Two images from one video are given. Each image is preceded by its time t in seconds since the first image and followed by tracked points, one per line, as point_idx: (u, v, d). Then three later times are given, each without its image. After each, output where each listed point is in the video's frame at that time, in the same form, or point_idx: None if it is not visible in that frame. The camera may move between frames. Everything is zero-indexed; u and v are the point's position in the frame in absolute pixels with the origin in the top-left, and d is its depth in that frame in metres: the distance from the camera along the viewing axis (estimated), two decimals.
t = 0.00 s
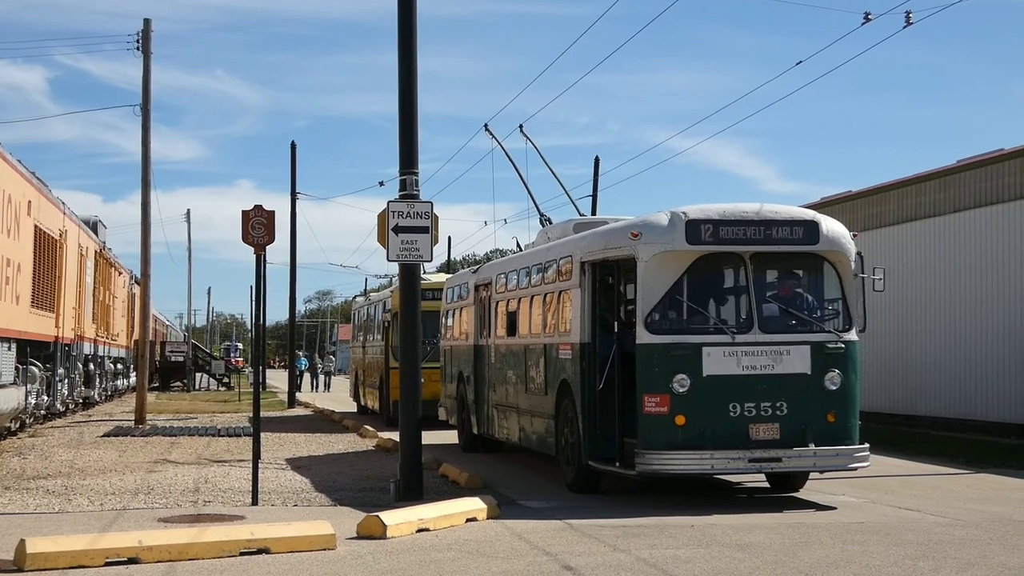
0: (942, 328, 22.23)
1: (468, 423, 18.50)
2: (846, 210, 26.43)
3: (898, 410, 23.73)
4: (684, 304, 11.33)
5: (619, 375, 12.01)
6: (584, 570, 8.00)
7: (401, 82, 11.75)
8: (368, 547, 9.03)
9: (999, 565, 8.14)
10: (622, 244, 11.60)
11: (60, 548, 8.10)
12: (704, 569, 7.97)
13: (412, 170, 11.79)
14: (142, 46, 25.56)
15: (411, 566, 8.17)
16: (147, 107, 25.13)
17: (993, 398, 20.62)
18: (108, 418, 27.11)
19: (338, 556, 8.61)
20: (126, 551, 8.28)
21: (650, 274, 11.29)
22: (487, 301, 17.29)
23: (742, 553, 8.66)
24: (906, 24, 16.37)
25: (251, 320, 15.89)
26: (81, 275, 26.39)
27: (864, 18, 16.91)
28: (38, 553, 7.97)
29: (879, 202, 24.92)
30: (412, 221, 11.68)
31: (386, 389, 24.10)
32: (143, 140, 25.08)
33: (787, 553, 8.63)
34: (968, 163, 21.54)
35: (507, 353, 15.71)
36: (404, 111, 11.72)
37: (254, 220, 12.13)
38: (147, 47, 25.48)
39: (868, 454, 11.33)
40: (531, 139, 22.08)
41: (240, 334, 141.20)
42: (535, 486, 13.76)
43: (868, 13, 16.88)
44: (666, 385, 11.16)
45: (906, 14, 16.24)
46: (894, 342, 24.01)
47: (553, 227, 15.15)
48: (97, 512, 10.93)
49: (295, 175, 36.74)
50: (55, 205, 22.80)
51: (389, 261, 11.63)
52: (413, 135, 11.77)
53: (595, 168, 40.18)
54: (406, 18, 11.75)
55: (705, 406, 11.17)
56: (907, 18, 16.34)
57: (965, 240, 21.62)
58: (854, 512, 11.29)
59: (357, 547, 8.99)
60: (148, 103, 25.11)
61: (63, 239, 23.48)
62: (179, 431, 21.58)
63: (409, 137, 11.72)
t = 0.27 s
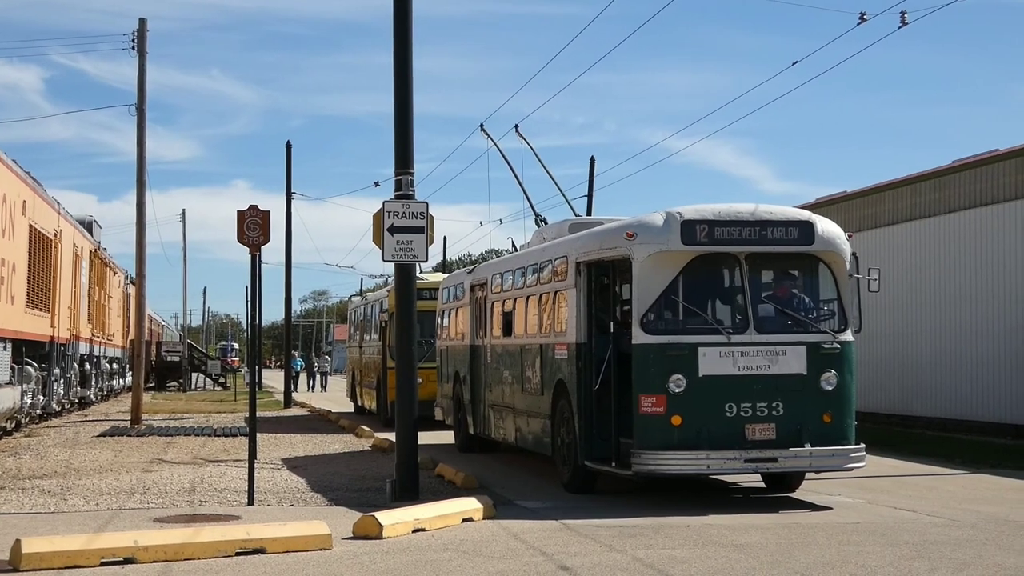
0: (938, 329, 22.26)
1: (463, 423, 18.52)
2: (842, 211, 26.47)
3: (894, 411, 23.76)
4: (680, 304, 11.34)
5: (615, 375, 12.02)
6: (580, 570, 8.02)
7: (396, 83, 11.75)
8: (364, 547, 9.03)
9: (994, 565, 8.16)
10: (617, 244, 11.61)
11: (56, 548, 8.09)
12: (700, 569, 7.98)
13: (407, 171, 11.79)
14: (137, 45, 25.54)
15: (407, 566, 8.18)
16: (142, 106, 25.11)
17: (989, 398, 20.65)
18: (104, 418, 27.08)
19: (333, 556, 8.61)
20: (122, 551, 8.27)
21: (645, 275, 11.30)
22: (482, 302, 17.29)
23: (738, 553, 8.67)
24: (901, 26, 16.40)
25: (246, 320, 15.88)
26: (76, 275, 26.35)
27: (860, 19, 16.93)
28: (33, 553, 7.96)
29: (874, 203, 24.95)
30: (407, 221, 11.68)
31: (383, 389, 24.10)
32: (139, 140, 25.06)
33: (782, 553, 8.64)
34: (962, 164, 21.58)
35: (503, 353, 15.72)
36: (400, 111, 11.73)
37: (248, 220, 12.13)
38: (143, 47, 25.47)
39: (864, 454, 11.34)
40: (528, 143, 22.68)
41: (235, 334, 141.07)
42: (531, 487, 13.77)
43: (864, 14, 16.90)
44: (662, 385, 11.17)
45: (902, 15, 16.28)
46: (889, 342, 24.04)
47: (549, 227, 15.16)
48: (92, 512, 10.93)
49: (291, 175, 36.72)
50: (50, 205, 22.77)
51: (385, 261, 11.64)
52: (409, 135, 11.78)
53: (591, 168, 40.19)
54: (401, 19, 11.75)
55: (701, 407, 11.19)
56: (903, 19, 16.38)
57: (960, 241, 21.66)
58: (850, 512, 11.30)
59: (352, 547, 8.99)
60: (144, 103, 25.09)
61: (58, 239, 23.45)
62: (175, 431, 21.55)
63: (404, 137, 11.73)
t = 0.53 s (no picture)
0: (924, 330, 22.33)
1: (450, 422, 18.52)
2: (829, 212, 26.56)
3: (880, 411, 23.83)
4: (667, 304, 11.36)
5: (602, 375, 12.04)
6: (566, 569, 8.02)
7: (385, 82, 11.74)
8: (350, 546, 9.01)
9: (978, 564, 8.20)
10: (605, 244, 11.62)
11: (40, 547, 8.06)
12: (686, 569, 7.99)
13: (395, 169, 11.77)
14: (124, 42, 25.45)
15: (392, 565, 8.17)
16: (130, 104, 25.02)
17: (975, 399, 20.73)
18: (89, 417, 26.96)
19: (319, 555, 8.60)
20: (107, 549, 8.24)
21: (633, 275, 11.32)
22: (469, 301, 17.28)
23: (723, 552, 8.69)
24: (889, 27, 16.44)
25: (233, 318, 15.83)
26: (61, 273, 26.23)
27: (848, 19, 16.96)
28: (18, 551, 7.93)
29: (861, 203, 25.02)
30: (395, 220, 11.66)
31: (370, 388, 24.06)
32: (125, 137, 24.97)
33: (768, 553, 8.66)
34: (949, 165, 21.67)
35: (490, 353, 15.72)
36: (387, 110, 11.72)
37: (236, 218, 12.10)
38: (130, 45, 25.38)
39: (850, 454, 11.38)
40: (514, 139, 22.57)
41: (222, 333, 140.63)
42: (518, 486, 13.77)
43: (852, 14, 16.93)
44: (649, 385, 11.18)
45: (890, 16, 16.32)
46: (876, 342, 24.11)
47: (536, 227, 15.17)
48: (77, 511, 10.88)
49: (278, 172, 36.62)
50: (36, 202, 22.65)
51: (372, 259, 11.62)
52: (396, 133, 11.76)
53: (578, 167, 40.18)
54: (389, 18, 11.74)
55: (687, 406, 11.21)
56: (890, 20, 16.43)
57: (947, 242, 21.74)
58: (836, 512, 11.34)
59: (339, 546, 8.98)
60: (130, 101, 25.00)
61: (44, 236, 23.33)
62: (161, 430, 21.47)
63: (392, 136, 11.71)
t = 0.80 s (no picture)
0: (907, 328, 22.42)
1: (433, 420, 18.49)
2: (812, 210, 26.64)
3: (863, 408, 23.92)
4: (650, 301, 11.38)
5: (585, 372, 12.05)
6: (549, 567, 8.02)
7: (367, 79, 11.71)
8: (333, 544, 8.99)
9: (960, 562, 8.24)
10: (588, 241, 11.63)
11: (22, 546, 8.01)
12: (669, 567, 8.00)
13: (378, 167, 11.75)
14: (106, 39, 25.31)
15: (376, 563, 8.15)
16: (112, 101, 24.89)
17: (957, 397, 20.84)
18: (71, 415, 26.81)
19: (302, 554, 8.57)
20: (89, 548, 8.20)
21: (616, 272, 11.33)
22: (453, 298, 17.27)
23: (706, 550, 8.71)
24: (871, 25, 16.49)
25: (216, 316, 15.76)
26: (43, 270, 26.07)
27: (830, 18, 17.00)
28: None
29: (844, 201, 25.10)
30: (378, 217, 11.64)
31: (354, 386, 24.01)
32: (108, 135, 24.84)
33: (751, 551, 8.68)
34: (932, 163, 21.75)
35: (473, 350, 15.71)
36: (370, 107, 11.69)
37: (218, 216, 12.05)
38: (112, 43, 25.25)
39: (832, 452, 11.42)
40: (497, 136, 22.22)
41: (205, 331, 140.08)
42: (501, 484, 13.77)
43: (834, 13, 16.97)
44: (632, 382, 11.20)
45: (873, 14, 16.37)
46: (858, 340, 24.20)
47: (520, 224, 15.16)
48: (59, 509, 10.83)
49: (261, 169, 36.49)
50: (18, 199, 22.51)
51: (355, 257, 11.59)
52: (379, 131, 11.73)
53: (562, 164, 40.20)
54: (372, 15, 11.71)
55: (670, 404, 11.23)
56: (873, 18, 16.48)
57: (929, 240, 21.83)
58: (818, 509, 11.39)
59: (322, 544, 8.96)
60: (112, 98, 24.87)
61: (26, 234, 23.20)
62: (143, 428, 21.37)
63: (375, 133, 11.69)
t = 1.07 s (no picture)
0: (902, 325, 22.45)
1: (428, 418, 18.50)
2: (806, 207, 26.68)
3: (857, 406, 23.96)
4: (644, 299, 11.40)
5: (580, 370, 12.07)
6: (544, 564, 8.04)
7: (362, 77, 11.71)
8: (328, 541, 9.00)
9: (954, 559, 8.27)
10: (582, 239, 11.65)
11: (16, 543, 8.02)
12: (664, 564, 8.01)
13: (372, 164, 11.75)
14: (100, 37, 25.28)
15: (371, 560, 8.17)
16: (106, 98, 24.86)
17: (951, 395, 20.88)
18: (66, 413, 26.77)
19: (297, 551, 8.57)
20: (84, 545, 8.20)
21: (610, 269, 11.35)
22: (447, 296, 17.27)
23: (701, 547, 8.73)
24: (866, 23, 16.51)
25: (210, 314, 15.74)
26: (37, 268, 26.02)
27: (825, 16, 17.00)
28: None
29: (838, 199, 25.13)
30: (373, 215, 11.65)
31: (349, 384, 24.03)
32: (102, 132, 24.81)
33: (746, 548, 8.71)
34: (926, 160, 21.79)
35: (468, 348, 15.72)
36: (365, 105, 11.69)
37: (212, 214, 12.05)
38: (106, 40, 25.21)
39: (826, 450, 11.46)
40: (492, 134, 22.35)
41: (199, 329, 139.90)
42: (496, 481, 13.78)
43: (828, 11, 16.97)
44: (627, 380, 11.22)
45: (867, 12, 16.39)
46: (853, 338, 24.24)
47: (514, 222, 15.18)
48: (54, 507, 10.82)
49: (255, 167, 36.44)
50: (12, 197, 22.47)
51: (350, 255, 11.60)
52: (373, 129, 11.74)
53: (556, 162, 40.23)
54: (366, 14, 11.73)
55: (665, 401, 11.25)
56: (868, 16, 16.49)
57: (924, 238, 21.87)
58: (812, 507, 11.42)
59: (317, 541, 8.97)
60: (106, 95, 24.83)
61: (20, 232, 23.17)
62: (138, 426, 21.36)
63: (369, 131, 11.70)
